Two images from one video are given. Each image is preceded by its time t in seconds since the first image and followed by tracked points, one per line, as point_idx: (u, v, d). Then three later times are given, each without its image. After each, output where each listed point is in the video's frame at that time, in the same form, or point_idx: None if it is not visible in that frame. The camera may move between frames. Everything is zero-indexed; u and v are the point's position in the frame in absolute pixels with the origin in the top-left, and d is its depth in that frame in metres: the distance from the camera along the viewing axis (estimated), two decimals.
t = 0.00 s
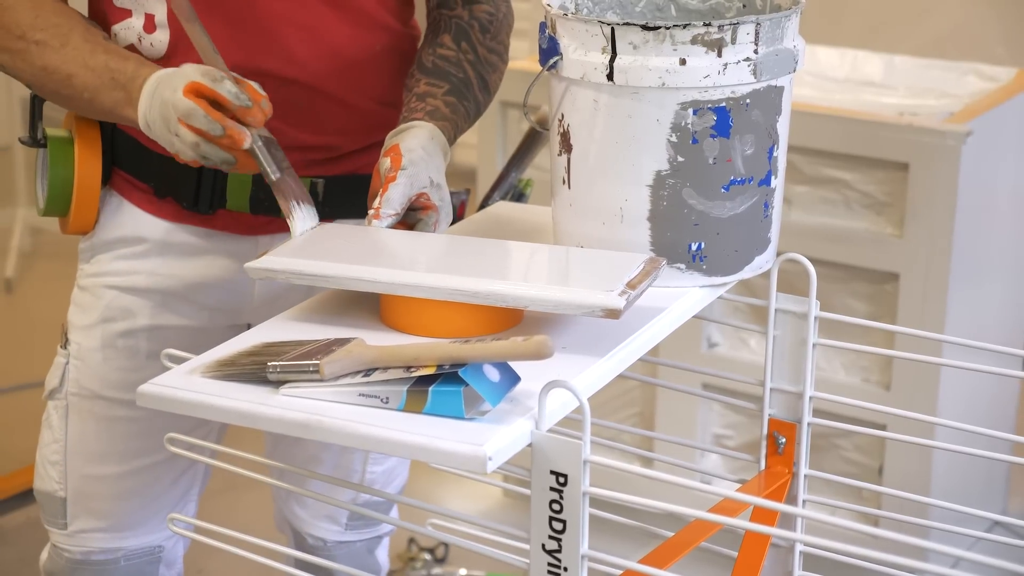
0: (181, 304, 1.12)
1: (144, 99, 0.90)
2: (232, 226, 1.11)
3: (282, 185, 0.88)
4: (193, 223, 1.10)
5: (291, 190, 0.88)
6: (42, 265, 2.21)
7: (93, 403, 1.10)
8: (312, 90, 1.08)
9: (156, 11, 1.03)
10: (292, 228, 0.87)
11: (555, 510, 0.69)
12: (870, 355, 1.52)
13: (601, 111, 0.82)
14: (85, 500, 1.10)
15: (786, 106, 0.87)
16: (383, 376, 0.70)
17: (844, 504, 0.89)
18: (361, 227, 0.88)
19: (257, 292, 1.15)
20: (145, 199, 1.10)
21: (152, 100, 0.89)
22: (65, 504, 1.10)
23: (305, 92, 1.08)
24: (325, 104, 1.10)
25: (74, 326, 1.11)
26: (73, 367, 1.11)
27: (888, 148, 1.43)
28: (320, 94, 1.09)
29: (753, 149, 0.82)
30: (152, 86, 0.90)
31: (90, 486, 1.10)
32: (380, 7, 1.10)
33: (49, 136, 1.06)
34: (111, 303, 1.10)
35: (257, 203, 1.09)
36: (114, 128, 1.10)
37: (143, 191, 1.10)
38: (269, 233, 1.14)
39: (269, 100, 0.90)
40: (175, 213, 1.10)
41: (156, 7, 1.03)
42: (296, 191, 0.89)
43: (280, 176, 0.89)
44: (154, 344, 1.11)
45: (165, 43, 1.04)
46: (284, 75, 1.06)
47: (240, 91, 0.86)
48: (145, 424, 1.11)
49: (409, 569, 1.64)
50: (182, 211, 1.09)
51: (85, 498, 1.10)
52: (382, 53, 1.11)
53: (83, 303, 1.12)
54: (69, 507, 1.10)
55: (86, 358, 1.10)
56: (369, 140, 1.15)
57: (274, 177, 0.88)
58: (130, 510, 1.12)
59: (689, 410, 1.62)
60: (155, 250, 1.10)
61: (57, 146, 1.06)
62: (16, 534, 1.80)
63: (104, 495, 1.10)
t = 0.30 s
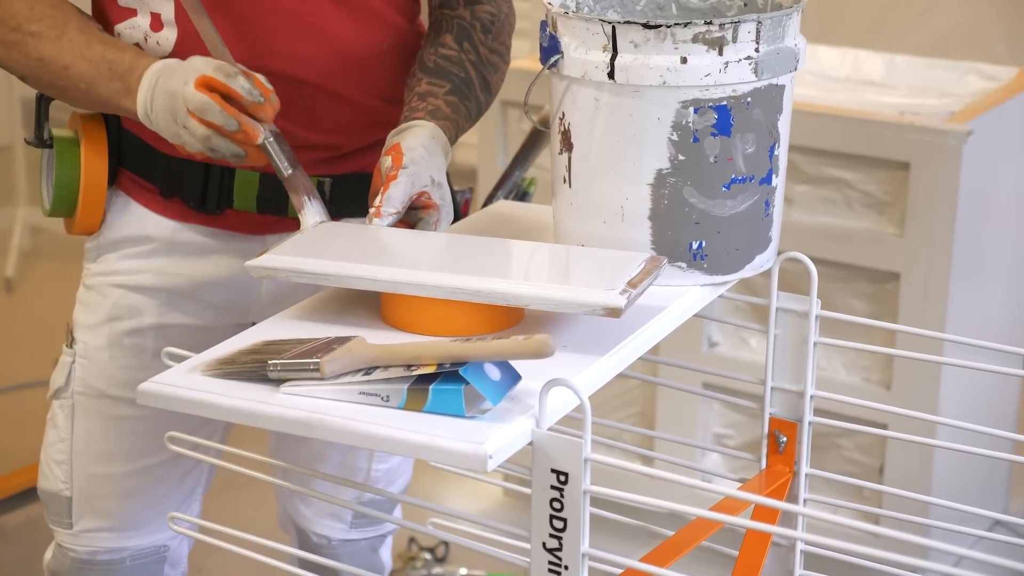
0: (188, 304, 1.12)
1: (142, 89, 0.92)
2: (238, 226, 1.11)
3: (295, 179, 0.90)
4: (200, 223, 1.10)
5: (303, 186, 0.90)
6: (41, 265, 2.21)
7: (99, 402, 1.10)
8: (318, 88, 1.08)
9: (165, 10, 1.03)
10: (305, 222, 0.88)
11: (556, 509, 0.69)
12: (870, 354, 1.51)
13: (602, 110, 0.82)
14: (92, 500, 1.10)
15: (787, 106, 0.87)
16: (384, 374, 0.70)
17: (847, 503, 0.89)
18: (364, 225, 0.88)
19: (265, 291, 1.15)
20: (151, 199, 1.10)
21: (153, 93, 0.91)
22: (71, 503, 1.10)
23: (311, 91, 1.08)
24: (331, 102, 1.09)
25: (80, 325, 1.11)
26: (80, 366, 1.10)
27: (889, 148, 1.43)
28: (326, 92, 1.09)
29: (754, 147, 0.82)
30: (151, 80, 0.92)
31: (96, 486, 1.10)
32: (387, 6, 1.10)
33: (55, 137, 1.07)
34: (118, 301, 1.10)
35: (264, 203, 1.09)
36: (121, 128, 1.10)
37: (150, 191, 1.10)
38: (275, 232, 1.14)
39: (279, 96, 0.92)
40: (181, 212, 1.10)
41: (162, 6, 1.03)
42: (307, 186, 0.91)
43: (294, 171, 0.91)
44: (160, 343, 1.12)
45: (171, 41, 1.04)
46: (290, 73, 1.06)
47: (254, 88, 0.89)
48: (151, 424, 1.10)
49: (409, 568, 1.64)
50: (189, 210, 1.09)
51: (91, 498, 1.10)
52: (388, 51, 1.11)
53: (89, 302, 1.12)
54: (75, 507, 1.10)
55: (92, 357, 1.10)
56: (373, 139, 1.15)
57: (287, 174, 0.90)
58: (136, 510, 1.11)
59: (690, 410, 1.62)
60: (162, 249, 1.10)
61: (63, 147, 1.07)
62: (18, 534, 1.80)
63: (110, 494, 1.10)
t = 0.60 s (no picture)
0: (190, 303, 1.12)
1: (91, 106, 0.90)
2: (243, 225, 1.11)
3: (264, 177, 0.89)
4: (205, 223, 1.10)
5: (274, 177, 0.89)
6: (42, 265, 2.22)
7: (102, 402, 1.09)
8: (322, 88, 1.08)
9: (169, 11, 1.02)
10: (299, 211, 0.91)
11: (557, 508, 0.69)
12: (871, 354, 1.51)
13: (603, 109, 0.82)
14: (95, 500, 1.09)
15: (788, 105, 0.87)
16: (384, 373, 0.70)
17: (848, 503, 0.89)
18: (365, 224, 0.88)
19: (270, 288, 1.15)
20: (155, 199, 1.10)
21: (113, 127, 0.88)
22: (74, 504, 1.09)
23: (315, 91, 1.08)
24: (334, 101, 1.09)
25: (82, 325, 1.11)
26: (83, 366, 1.10)
27: (890, 148, 1.43)
28: (330, 92, 1.09)
29: (755, 147, 0.82)
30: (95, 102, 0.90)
31: (98, 487, 1.09)
32: (389, 5, 1.10)
33: (57, 136, 1.07)
34: (121, 301, 1.10)
35: (267, 203, 1.10)
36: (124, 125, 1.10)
37: (153, 191, 1.10)
38: (280, 233, 1.13)
39: (203, 93, 0.86)
40: (185, 212, 1.10)
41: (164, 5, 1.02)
42: (276, 170, 0.90)
43: (258, 169, 0.88)
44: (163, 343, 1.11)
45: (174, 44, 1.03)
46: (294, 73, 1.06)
47: (177, 112, 0.84)
48: (153, 424, 1.10)
49: (410, 568, 1.64)
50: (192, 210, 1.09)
51: (93, 498, 1.09)
52: (391, 50, 1.11)
53: (91, 301, 1.11)
54: (78, 507, 1.10)
55: (96, 357, 1.09)
56: (375, 139, 1.15)
57: (254, 176, 0.88)
58: (139, 510, 1.11)
59: (690, 410, 1.62)
60: (165, 249, 1.10)
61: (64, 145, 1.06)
62: (18, 534, 1.80)
63: (113, 495, 1.10)
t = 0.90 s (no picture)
0: (190, 305, 1.12)
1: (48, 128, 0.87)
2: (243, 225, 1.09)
3: (194, 215, 0.80)
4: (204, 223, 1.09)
5: (204, 216, 0.80)
6: (41, 265, 2.20)
7: (101, 404, 1.09)
8: (323, 90, 1.08)
9: (166, 13, 1.02)
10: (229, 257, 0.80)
11: (556, 510, 0.68)
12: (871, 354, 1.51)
13: (603, 109, 0.82)
14: (94, 502, 1.09)
15: (788, 105, 0.87)
16: (383, 374, 0.70)
17: (848, 504, 0.88)
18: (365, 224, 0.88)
19: (269, 290, 1.16)
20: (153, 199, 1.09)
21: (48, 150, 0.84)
22: (73, 506, 1.09)
23: (316, 92, 1.08)
24: (335, 102, 1.09)
25: (81, 326, 1.11)
26: (81, 368, 1.10)
27: (890, 148, 1.43)
28: (331, 93, 1.08)
29: (755, 147, 0.82)
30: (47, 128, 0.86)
31: (97, 488, 1.09)
32: (389, 5, 1.10)
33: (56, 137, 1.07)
34: (121, 303, 1.10)
35: (267, 204, 1.09)
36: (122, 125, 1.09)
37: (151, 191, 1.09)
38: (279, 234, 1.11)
39: (140, 124, 0.82)
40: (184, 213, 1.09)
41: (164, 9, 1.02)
42: (210, 210, 0.80)
43: (188, 205, 0.80)
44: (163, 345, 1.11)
45: (173, 45, 1.03)
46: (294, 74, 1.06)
47: (105, 136, 0.79)
48: (152, 426, 1.10)
49: (409, 568, 1.63)
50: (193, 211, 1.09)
51: (92, 500, 1.09)
52: (390, 50, 1.11)
53: (90, 302, 1.11)
54: (77, 509, 1.09)
55: (95, 359, 1.09)
56: (376, 140, 1.14)
57: (181, 211, 0.80)
58: (138, 511, 1.11)
59: (690, 411, 1.61)
60: (165, 250, 1.10)
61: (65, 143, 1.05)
62: (17, 533, 1.80)
63: (111, 497, 1.09)
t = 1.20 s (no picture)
0: (191, 308, 1.12)
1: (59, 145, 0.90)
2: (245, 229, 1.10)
3: (224, 226, 0.88)
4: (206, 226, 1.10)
5: (234, 225, 0.88)
6: (40, 265, 2.22)
7: (103, 410, 1.08)
8: (323, 92, 1.08)
9: (170, 18, 1.02)
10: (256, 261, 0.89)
11: (553, 511, 0.68)
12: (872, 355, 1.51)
13: (601, 109, 0.81)
14: (96, 508, 1.08)
15: (787, 105, 0.86)
16: (381, 374, 0.70)
17: (847, 506, 0.88)
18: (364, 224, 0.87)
19: (273, 291, 1.15)
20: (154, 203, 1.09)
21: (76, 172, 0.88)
22: (74, 513, 1.08)
23: (317, 95, 1.07)
24: (337, 105, 1.09)
25: (83, 332, 1.10)
26: (83, 374, 1.09)
27: (890, 148, 1.43)
28: (332, 96, 1.08)
29: (754, 147, 0.82)
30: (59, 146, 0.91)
31: (99, 495, 1.09)
32: (388, 6, 1.09)
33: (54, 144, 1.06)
34: (123, 309, 1.09)
35: (270, 206, 1.09)
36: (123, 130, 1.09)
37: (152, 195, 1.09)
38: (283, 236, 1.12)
39: (162, 141, 0.86)
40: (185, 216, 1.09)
41: (169, 15, 1.02)
42: (237, 219, 0.89)
43: (217, 219, 0.88)
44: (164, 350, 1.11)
45: (178, 50, 1.03)
46: (296, 77, 1.06)
47: (134, 158, 0.84)
48: (153, 430, 1.10)
49: (409, 569, 1.63)
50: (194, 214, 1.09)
51: (94, 507, 1.09)
52: (391, 52, 1.10)
53: (91, 308, 1.10)
54: (78, 516, 1.08)
55: (97, 365, 1.09)
56: (377, 141, 1.14)
57: (213, 225, 0.88)
58: (140, 518, 1.10)
59: (690, 412, 1.61)
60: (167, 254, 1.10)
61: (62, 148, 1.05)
62: (16, 534, 1.79)
63: (114, 503, 1.09)
